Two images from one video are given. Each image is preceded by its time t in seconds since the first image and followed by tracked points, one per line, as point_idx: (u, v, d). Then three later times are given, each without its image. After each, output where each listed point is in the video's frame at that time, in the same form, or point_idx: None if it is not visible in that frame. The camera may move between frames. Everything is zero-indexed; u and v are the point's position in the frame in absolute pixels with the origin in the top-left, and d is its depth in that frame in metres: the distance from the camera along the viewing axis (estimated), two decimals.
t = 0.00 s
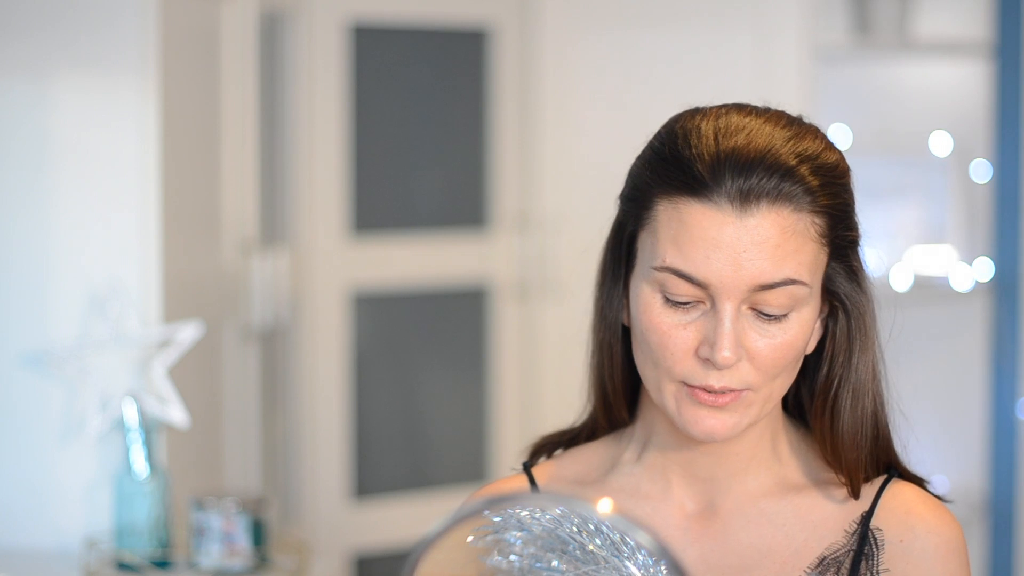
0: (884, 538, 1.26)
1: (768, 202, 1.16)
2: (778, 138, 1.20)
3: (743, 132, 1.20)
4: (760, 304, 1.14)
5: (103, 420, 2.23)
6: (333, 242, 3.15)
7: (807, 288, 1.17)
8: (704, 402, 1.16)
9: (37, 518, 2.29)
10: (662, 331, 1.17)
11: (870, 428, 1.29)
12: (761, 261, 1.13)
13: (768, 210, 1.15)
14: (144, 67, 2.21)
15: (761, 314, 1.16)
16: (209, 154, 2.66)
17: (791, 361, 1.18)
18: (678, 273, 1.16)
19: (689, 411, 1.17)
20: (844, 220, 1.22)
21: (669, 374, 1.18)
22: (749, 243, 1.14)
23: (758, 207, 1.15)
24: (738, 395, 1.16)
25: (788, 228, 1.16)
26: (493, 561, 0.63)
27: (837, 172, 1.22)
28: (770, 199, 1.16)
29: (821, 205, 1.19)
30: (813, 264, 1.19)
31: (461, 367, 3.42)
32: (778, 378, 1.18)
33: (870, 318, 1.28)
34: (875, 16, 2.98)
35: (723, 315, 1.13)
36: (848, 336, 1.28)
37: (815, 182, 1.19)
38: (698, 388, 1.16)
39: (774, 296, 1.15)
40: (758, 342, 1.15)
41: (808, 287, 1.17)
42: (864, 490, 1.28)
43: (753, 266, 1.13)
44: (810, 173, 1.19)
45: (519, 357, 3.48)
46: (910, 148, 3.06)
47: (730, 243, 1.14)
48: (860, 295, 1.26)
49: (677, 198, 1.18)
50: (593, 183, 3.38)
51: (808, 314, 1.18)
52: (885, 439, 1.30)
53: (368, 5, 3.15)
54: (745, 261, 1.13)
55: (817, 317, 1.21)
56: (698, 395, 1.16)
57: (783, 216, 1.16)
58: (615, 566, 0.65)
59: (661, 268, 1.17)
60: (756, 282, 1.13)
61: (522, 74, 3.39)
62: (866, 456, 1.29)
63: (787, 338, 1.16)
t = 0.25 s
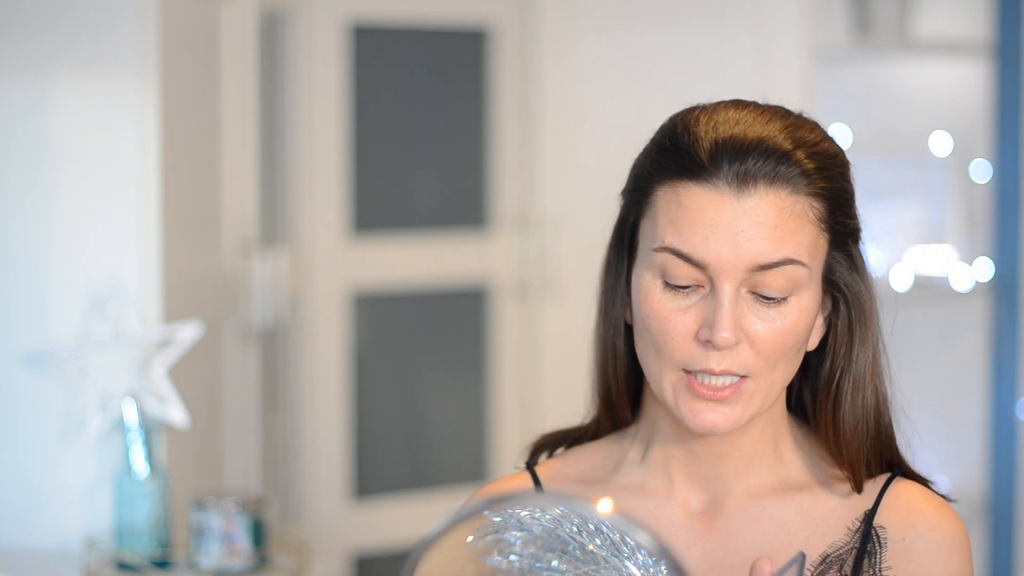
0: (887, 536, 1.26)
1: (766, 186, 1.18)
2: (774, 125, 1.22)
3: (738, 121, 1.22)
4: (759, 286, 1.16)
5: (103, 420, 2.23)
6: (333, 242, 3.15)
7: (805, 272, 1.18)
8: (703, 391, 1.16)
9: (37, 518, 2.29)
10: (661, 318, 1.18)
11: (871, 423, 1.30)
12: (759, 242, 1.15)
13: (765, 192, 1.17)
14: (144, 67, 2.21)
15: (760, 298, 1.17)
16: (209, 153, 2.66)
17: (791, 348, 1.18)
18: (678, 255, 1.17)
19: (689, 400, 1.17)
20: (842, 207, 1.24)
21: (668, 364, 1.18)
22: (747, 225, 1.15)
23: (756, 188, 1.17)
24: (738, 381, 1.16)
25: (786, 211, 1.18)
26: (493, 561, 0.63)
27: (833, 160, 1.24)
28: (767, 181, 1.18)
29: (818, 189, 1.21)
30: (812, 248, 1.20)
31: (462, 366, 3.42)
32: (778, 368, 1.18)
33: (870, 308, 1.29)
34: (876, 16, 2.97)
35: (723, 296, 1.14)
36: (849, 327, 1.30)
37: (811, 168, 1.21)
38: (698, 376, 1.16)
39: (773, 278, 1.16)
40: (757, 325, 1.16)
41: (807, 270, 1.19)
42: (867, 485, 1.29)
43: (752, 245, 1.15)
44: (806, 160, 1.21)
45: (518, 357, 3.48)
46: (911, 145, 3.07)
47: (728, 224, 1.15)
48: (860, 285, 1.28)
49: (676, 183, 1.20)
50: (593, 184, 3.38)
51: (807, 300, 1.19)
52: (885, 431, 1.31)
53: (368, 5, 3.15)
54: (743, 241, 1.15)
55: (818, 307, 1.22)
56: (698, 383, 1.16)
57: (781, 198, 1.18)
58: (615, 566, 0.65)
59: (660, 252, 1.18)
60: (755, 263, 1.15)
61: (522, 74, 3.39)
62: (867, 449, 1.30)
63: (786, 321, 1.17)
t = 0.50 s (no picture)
0: (888, 530, 1.25)
1: (760, 154, 1.22)
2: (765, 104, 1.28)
3: (731, 103, 1.28)
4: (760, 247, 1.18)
5: (103, 420, 2.23)
6: (333, 242, 3.15)
7: (804, 236, 1.21)
8: (710, 356, 1.17)
9: (37, 519, 2.29)
10: (666, 285, 1.20)
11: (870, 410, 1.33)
12: (757, 201, 1.19)
13: (761, 156, 1.22)
14: (143, 67, 2.21)
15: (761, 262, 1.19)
16: (209, 153, 2.66)
17: (796, 315, 1.20)
18: (681, 219, 1.21)
19: (697, 366, 1.17)
20: (837, 179, 1.28)
21: (674, 331, 1.18)
22: (745, 187, 1.19)
23: (753, 151, 1.22)
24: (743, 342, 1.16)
25: (781, 179, 1.22)
26: (492, 561, 0.64)
27: (825, 137, 1.29)
28: (763, 148, 1.23)
29: (813, 159, 1.26)
30: (811, 214, 1.24)
31: (462, 366, 3.42)
32: (785, 337, 1.19)
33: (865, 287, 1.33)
34: (875, 16, 2.98)
35: (725, 254, 1.17)
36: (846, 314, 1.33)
37: (802, 141, 1.26)
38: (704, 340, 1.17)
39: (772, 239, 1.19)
40: (759, 285, 1.18)
41: (807, 234, 1.22)
42: (869, 478, 1.29)
43: (753, 204, 1.19)
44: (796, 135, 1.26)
45: (518, 357, 3.48)
46: (910, 147, 3.06)
47: (728, 185, 1.20)
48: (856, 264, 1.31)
49: (676, 157, 1.24)
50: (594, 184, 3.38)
51: (807, 267, 1.21)
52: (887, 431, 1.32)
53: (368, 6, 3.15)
54: (742, 200, 1.19)
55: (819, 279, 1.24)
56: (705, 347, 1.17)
57: (778, 163, 1.23)
58: (615, 566, 0.64)
59: (664, 221, 1.22)
60: (754, 221, 1.18)
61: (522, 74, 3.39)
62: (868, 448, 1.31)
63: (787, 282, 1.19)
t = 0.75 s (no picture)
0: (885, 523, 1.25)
1: (726, 147, 1.21)
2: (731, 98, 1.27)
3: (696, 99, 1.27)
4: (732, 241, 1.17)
5: (103, 420, 2.23)
6: (333, 242, 3.14)
7: (776, 227, 1.20)
8: (690, 351, 1.15)
9: (37, 519, 2.29)
10: (641, 286, 1.18)
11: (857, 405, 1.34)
12: (725, 195, 1.18)
13: (727, 150, 1.21)
14: (144, 68, 2.21)
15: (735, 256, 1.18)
16: (209, 153, 2.66)
17: (775, 307, 1.18)
18: (652, 220, 1.20)
19: (677, 365, 1.15)
20: (810, 168, 1.26)
21: (653, 331, 1.17)
22: (712, 182, 1.18)
23: (718, 147, 1.21)
24: (721, 337, 1.15)
25: (749, 170, 1.21)
26: (494, 561, 0.64)
27: (794, 127, 1.28)
28: (729, 142, 1.21)
29: (784, 149, 1.24)
30: (783, 206, 1.22)
31: (461, 366, 3.42)
32: (766, 329, 1.18)
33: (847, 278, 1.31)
34: (876, 16, 2.98)
35: (697, 251, 1.16)
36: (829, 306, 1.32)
37: (769, 130, 1.24)
38: (683, 338, 1.16)
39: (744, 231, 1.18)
40: (733, 279, 1.16)
41: (779, 226, 1.21)
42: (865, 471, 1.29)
43: (721, 200, 1.18)
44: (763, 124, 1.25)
45: (518, 359, 3.49)
46: (910, 147, 3.06)
47: (696, 182, 1.19)
48: (834, 253, 1.29)
49: (643, 157, 1.23)
50: (594, 184, 3.38)
51: (782, 258, 1.20)
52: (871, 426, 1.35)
53: (368, 6, 3.15)
54: (711, 196, 1.17)
55: (797, 270, 1.23)
56: (684, 345, 1.15)
57: (745, 156, 1.21)
58: (615, 567, 0.64)
59: (635, 223, 1.21)
60: (724, 215, 1.17)
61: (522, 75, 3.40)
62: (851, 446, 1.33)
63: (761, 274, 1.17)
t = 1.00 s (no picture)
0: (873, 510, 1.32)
1: (692, 155, 1.28)
2: (694, 103, 1.33)
3: (659, 107, 1.33)
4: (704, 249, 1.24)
5: (102, 420, 2.22)
6: (333, 242, 3.14)
7: (746, 229, 1.27)
8: (672, 362, 1.22)
9: (37, 519, 2.29)
10: (619, 299, 1.25)
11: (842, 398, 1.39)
12: (694, 204, 1.24)
13: (693, 158, 1.27)
14: (144, 68, 2.22)
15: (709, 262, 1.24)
16: (209, 152, 2.66)
17: (751, 309, 1.25)
18: (624, 234, 1.26)
19: (660, 374, 1.22)
20: (777, 165, 1.33)
21: (634, 342, 1.24)
22: (681, 192, 1.25)
23: (683, 155, 1.27)
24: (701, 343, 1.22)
25: (716, 176, 1.27)
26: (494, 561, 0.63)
27: (760, 127, 1.34)
28: (694, 149, 1.28)
29: (749, 149, 1.31)
30: (752, 207, 1.29)
31: (461, 366, 3.42)
32: (744, 331, 1.24)
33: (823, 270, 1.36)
34: (876, 16, 3.02)
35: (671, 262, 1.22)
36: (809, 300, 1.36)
37: (734, 133, 1.31)
38: (663, 348, 1.22)
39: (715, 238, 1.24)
40: (709, 285, 1.23)
41: (750, 228, 1.27)
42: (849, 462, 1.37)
43: (691, 209, 1.24)
44: (727, 126, 1.31)
45: (518, 360, 3.49)
46: (910, 147, 3.07)
47: (665, 194, 1.25)
48: (810, 247, 1.34)
49: (611, 170, 1.30)
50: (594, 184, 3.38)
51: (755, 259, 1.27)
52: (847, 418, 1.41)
53: (368, 6, 3.15)
54: (680, 207, 1.24)
55: (771, 268, 1.29)
56: (665, 356, 1.22)
57: (711, 162, 1.28)
58: (615, 566, 0.64)
59: (609, 238, 1.27)
60: (694, 224, 1.24)
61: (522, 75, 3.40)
62: (829, 440, 1.40)
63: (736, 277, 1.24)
